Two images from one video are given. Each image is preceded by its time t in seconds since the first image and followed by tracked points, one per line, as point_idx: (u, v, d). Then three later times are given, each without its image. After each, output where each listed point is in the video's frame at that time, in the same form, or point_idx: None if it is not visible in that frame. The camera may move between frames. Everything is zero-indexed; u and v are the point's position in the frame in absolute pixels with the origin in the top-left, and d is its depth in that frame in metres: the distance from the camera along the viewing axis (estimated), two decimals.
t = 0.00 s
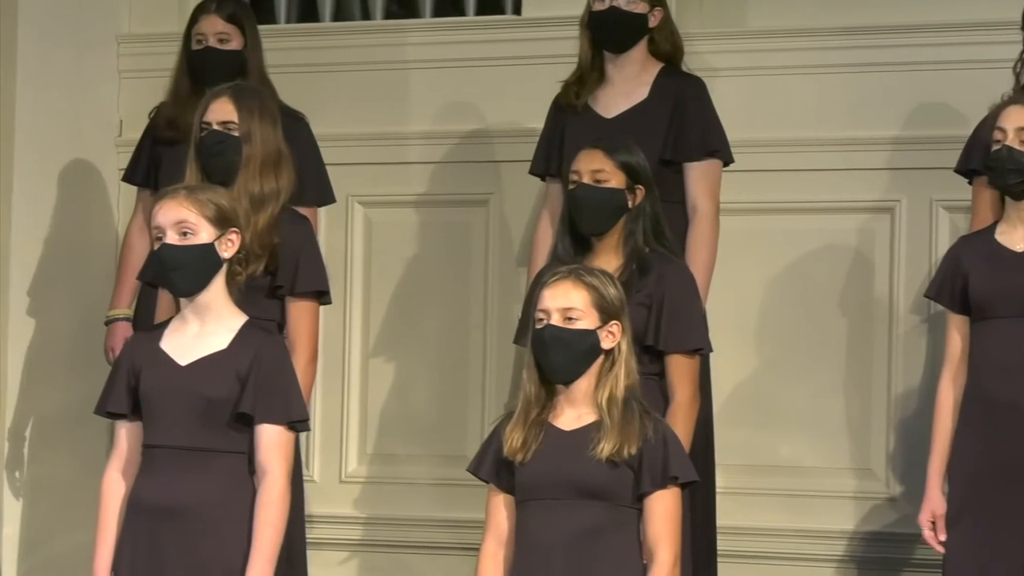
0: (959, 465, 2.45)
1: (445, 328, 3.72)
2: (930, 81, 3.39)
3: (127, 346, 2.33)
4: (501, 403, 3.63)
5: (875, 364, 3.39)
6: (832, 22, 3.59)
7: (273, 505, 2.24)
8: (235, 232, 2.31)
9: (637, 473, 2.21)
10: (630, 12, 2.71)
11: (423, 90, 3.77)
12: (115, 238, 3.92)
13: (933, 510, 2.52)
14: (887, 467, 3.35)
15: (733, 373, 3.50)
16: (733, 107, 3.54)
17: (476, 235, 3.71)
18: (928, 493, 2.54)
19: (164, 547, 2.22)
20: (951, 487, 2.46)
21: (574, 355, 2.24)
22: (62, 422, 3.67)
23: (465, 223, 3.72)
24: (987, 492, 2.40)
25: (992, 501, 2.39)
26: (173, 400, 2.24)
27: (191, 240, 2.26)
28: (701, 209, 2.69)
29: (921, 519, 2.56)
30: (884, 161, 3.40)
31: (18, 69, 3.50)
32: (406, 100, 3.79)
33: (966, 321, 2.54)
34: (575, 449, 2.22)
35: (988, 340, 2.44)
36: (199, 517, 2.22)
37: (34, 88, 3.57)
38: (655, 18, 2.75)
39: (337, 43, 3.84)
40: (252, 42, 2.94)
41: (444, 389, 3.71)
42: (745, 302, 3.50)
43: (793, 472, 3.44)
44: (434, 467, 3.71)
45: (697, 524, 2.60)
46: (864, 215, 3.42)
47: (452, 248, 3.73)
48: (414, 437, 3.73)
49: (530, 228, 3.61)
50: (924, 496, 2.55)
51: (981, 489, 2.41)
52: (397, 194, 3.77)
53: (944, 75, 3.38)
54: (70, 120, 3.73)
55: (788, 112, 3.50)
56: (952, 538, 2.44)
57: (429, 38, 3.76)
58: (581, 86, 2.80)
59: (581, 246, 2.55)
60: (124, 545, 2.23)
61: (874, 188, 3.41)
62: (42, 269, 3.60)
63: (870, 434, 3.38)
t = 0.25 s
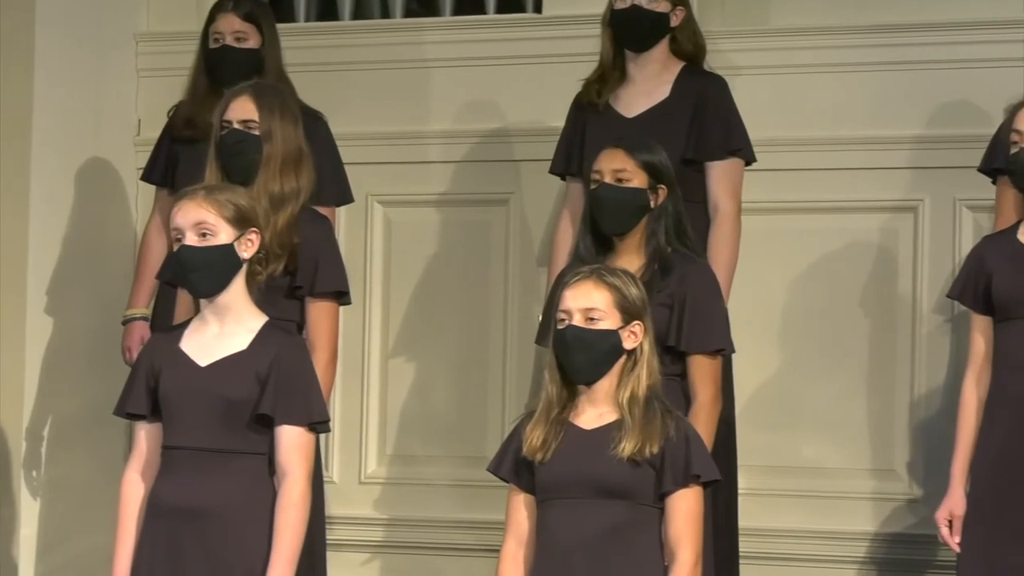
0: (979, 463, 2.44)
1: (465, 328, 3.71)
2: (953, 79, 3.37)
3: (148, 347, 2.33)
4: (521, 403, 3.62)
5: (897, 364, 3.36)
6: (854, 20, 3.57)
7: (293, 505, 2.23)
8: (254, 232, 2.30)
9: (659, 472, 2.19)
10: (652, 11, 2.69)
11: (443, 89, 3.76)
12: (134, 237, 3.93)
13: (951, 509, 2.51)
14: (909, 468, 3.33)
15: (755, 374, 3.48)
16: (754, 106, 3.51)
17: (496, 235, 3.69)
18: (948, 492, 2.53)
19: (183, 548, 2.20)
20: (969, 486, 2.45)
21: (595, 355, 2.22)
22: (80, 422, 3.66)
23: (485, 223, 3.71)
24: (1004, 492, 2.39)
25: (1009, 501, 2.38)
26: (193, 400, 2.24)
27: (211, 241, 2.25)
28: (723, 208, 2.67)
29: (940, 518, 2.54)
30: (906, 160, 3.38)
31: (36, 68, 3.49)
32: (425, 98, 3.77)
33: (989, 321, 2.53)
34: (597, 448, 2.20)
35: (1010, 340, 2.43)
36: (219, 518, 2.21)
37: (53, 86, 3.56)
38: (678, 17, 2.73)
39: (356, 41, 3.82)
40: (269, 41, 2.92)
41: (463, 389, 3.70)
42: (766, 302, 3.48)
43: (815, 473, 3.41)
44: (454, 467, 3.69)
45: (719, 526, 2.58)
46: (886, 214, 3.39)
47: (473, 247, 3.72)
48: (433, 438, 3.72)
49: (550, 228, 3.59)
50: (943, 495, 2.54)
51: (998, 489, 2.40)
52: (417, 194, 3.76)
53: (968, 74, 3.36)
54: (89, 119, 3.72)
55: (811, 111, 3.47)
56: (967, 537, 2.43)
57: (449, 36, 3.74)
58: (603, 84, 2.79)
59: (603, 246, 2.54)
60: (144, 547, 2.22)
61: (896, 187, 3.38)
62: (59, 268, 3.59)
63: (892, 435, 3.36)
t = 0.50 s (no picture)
0: (998, 465, 2.42)
1: (480, 327, 3.70)
2: (971, 78, 3.35)
3: (161, 347, 2.32)
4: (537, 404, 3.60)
5: (915, 364, 3.34)
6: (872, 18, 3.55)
7: (307, 507, 2.22)
8: (270, 232, 2.29)
9: (677, 473, 2.17)
10: (668, 10, 2.67)
11: (458, 88, 3.75)
12: (148, 236, 3.93)
13: (970, 514, 2.48)
14: (926, 468, 3.31)
15: (772, 374, 3.45)
16: (771, 105, 3.49)
17: (512, 235, 3.68)
18: (965, 496, 2.50)
19: (197, 550, 2.19)
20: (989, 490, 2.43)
21: (612, 356, 2.20)
22: (94, 422, 3.66)
23: (500, 223, 3.69)
24: None
25: None
26: (207, 401, 2.23)
27: (225, 241, 2.24)
28: (740, 208, 2.65)
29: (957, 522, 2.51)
30: (924, 160, 3.35)
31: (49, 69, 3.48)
32: (441, 98, 3.76)
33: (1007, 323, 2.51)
34: (614, 449, 2.19)
35: None
36: (232, 519, 2.19)
37: (68, 85, 3.55)
38: (695, 15, 2.72)
39: (371, 40, 3.81)
40: (284, 39, 2.92)
41: (479, 389, 3.69)
42: (784, 301, 3.45)
43: (833, 473, 3.39)
44: (469, 469, 3.68)
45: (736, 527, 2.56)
46: (904, 213, 3.37)
47: (488, 247, 3.70)
48: (449, 438, 3.70)
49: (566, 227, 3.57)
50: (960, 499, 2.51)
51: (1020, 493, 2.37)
52: (433, 193, 3.74)
53: (986, 72, 3.34)
54: (103, 118, 3.72)
55: (828, 109, 3.45)
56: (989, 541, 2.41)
57: (464, 35, 3.73)
58: (620, 83, 2.77)
59: (620, 246, 2.52)
60: (158, 549, 2.21)
61: (913, 186, 3.36)
62: (73, 269, 3.58)
63: (910, 435, 3.33)
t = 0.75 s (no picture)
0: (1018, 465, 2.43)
1: (497, 329, 3.68)
2: (993, 77, 3.32)
3: (176, 348, 2.31)
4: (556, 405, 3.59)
5: (937, 365, 3.31)
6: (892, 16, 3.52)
7: (323, 509, 2.20)
8: (285, 234, 2.28)
9: (699, 475, 2.15)
10: (688, 10, 2.65)
11: (475, 88, 3.73)
12: (165, 237, 3.92)
13: (992, 517, 2.46)
14: (947, 469, 3.28)
15: (792, 375, 3.43)
16: (791, 104, 3.47)
17: (531, 236, 3.66)
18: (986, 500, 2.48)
19: (213, 553, 2.18)
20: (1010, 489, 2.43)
21: (632, 357, 2.19)
22: (110, 422, 3.65)
23: (519, 223, 3.68)
24: None
25: None
26: (224, 402, 2.21)
27: (242, 242, 2.23)
28: (761, 208, 2.63)
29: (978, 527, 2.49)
30: (944, 160, 3.33)
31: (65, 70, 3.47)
32: (459, 97, 3.75)
33: None
34: (634, 450, 2.17)
35: None
36: (248, 522, 2.18)
37: (84, 85, 3.55)
38: (715, 15, 2.69)
39: (389, 39, 3.80)
40: (302, 38, 2.91)
41: (497, 391, 3.67)
42: (803, 302, 3.43)
43: (853, 475, 3.36)
44: (487, 471, 3.66)
45: (757, 529, 2.54)
46: (924, 213, 3.35)
47: (506, 248, 3.69)
48: (467, 440, 3.69)
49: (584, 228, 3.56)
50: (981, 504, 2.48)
51: None
52: (450, 194, 3.73)
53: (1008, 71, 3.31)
54: (119, 118, 3.71)
55: (849, 107, 3.42)
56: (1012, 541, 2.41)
57: (482, 35, 3.72)
58: (639, 82, 2.75)
59: (640, 246, 2.51)
60: (173, 552, 2.20)
61: (934, 186, 3.34)
62: (89, 270, 3.57)
63: (931, 437, 3.31)
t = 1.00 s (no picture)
0: None
1: (516, 329, 3.67)
2: (1016, 75, 3.30)
3: (189, 349, 2.29)
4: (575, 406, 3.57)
5: (959, 366, 3.29)
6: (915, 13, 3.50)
7: (339, 509, 2.19)
8: (300, 235, 2.27)
9: (719, 477, 2.14)
10: (711, 9, 2.63)
11: (494, 87, 3.72)
12: (182, 236, 3.92)
13: (1009, 517, 2.43)
14: (969, 470, 3.26)
15: (813, 376, 3.40)
16: (812, 102, 3.44)
17: (551, 236, 3.65)
18: (1005, 501, 2.45)
19: (229, 555, 2.17)
20: None
21: (651, 357, 2.17)
22: (127, 422, 3.65)
23: (538, 223, 3.66)
24: None
25: None
26: (240, 403, 2.20)
27: (258, 243, 2.22)
28: (783, 208, 2.61)
29: (994, 527, 2.46)
30: (967, 159, 3.30)
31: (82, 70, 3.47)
32: (477, 96, 3.73)
33: None
34: (653, 450, 2.16)
35: None
36: (264, 523, 2.17)
37: (101, 85, 3.55)
38: (737, 14, 2.68)
39: (407, 38, 3.79)
40: (321, 37, 2.90)
41: (516, 391, 3.66)
42: (825, 302, 3.40)
43: (875, 476, 3.34)
44: (506, 472, 3.65)
45: (780, 532, 2.52)
46: (946, 213, 3.33)
47: (525, 248, 3.67)
48: (486, 440, 3.68)
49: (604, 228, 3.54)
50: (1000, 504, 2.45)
51: None
52: (469, 193, 3.72)
53: None
54: (136, 117, 3.71)
55: (870, 106, 3.40)
56: None
57: (501, 33, 3.70)
58: (660, 81, 2.73)
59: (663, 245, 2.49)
60: (187, 554, 2.19)
61: (957, 185, 3.31)
62: (106, 270, 3.57)
63: (953, 438, 3.28)
